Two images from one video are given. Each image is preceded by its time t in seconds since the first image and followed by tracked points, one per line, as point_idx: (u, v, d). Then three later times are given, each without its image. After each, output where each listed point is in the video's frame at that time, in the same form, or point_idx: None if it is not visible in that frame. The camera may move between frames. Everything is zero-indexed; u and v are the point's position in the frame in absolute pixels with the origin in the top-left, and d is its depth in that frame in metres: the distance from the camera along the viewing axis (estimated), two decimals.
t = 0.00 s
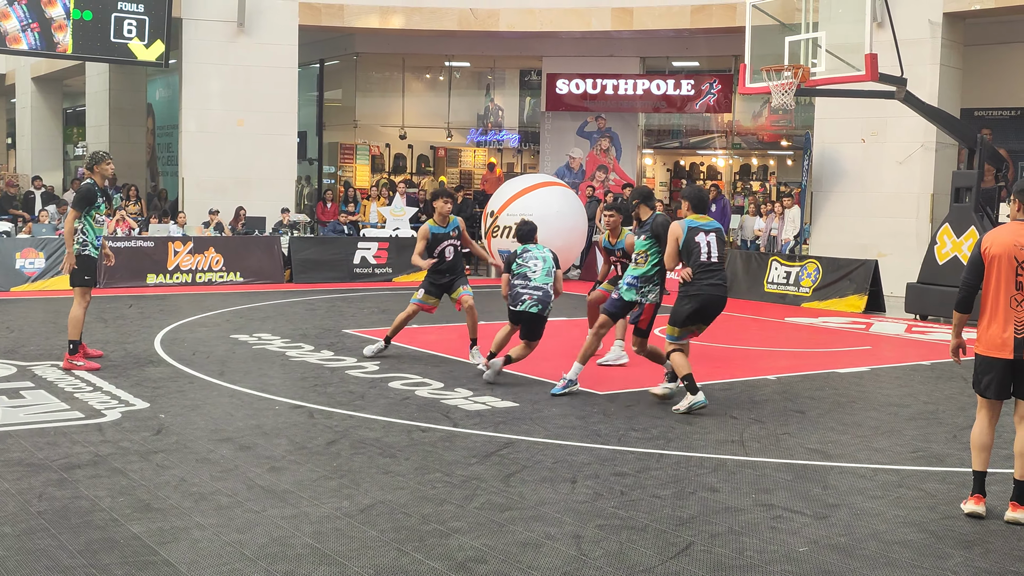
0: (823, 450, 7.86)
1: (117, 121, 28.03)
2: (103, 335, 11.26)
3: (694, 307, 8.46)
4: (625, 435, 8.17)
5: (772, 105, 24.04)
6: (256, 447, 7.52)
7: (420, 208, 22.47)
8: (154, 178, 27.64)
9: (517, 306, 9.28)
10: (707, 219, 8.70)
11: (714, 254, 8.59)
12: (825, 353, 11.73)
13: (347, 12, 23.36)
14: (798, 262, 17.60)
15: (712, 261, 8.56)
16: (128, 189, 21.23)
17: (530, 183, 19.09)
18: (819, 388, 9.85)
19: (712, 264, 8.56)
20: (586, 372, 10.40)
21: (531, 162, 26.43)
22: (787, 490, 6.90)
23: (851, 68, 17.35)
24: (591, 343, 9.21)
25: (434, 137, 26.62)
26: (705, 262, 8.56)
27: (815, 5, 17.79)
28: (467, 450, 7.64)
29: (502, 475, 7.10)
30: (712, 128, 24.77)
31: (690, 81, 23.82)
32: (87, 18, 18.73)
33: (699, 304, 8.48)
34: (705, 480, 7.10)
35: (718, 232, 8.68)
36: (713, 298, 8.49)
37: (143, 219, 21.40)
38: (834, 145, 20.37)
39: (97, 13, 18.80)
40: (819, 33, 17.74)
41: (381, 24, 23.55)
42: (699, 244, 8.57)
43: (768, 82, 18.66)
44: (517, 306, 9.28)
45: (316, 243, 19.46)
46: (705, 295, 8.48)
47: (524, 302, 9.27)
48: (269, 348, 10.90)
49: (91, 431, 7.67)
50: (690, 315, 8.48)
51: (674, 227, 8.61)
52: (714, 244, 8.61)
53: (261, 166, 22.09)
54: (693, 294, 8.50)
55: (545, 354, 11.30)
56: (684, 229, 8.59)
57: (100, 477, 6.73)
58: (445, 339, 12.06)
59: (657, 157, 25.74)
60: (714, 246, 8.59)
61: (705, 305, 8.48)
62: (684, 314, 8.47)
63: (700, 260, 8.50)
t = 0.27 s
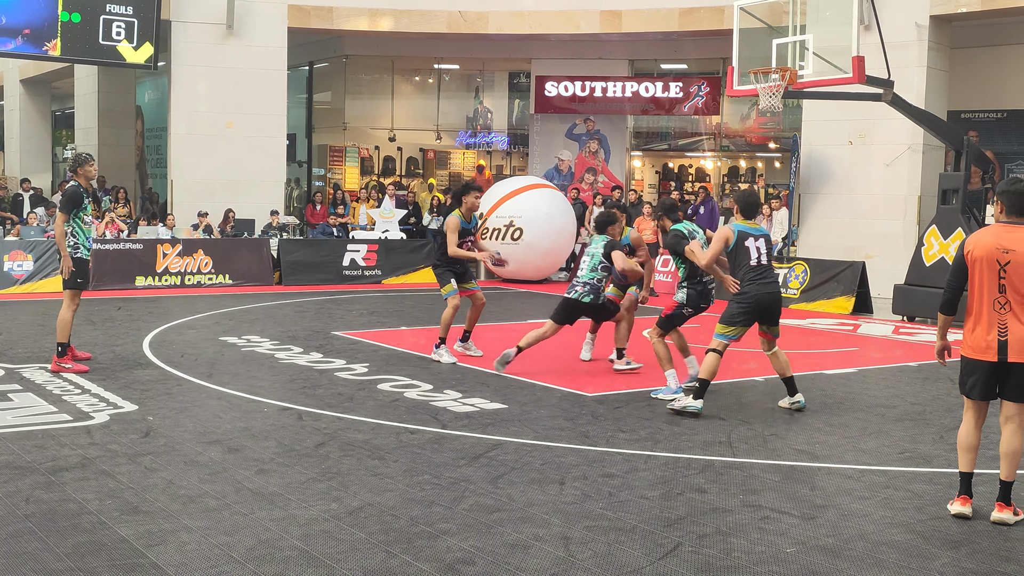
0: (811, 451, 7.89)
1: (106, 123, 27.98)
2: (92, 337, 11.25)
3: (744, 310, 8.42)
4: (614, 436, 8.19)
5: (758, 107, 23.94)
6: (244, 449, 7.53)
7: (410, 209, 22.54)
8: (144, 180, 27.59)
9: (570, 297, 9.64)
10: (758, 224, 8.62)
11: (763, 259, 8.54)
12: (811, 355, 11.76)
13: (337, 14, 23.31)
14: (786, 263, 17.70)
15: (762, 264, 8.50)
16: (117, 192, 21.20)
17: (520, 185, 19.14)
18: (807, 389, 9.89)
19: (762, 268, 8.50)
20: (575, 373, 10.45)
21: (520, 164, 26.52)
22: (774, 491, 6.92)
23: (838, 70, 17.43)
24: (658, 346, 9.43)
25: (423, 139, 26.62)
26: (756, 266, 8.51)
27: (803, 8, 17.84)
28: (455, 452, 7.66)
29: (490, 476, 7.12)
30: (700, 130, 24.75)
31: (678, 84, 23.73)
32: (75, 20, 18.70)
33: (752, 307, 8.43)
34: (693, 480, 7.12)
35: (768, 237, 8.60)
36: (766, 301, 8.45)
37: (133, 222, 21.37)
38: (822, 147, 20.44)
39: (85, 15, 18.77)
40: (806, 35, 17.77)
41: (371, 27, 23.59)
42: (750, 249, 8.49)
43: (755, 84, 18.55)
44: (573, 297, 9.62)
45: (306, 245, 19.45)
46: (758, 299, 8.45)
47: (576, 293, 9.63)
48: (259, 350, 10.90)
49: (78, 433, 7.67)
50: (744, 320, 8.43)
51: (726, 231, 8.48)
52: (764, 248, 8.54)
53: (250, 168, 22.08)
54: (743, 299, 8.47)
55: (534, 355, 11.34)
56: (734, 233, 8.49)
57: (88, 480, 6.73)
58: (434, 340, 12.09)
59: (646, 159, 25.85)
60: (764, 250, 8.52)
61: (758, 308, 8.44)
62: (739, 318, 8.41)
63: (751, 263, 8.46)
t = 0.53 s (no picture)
0: (803, 451, 7.89)
1: (97, 123, 27.91)
2: (83, 338, 11.20)
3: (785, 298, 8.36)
4: (607, 436, 8.18)
5: (751, 107, 23.99)
6: (236, 450, 7.50)
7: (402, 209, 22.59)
8: (135, 181, 27.51)
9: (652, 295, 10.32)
10: (797, 212, 8.58)
11: (801, 248, 8.45)
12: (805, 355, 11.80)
13: (328, 14, 23.32)
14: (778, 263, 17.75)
15: (801, 254, 8.43)
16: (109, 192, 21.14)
17: (513, 185, 19.16)
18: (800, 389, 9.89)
19: (802, 258, 8.44)
20: (567, 373, 10.44)
21: (513, 164, 26.46)
22: (767, 491, 6.92)
23: (830, 70, 17.46)
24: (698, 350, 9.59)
25: (416, 139, 26.59)
26: (795, 255, 8.45)
27: (795, 8, 17.86)
28: (447, 452, 7.64)
29: (482, 477, 7.10)
30: (693, 130, 24.67)
31: (671, 84, 24.37)
32: (65, 19, 18.65)
33: (792, 296, 8.37)
34: (686, 481, 7.11)
35: (808, 225, 8.52)
36: (806, 290, 8.36)
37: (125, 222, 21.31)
38: (814, 147, 20.46)
39: (76, 14, 18.72)
40: (799, 35, 17.74)
41: (363, 26, 23.55)
42: (787, 238, 8.47)
43: (747, 83, 18.60)
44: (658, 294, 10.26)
45: (298, 246, 19.41)
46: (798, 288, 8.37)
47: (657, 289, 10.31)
48: (250, 351, 10.86)
49: (69, 435, 7.64)
50: (786, 310, 8.38)
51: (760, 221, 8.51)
52: (802, 236, 8.48)
53: (242, 168, 22.03)
54: (783, 289, 8.39)
55: (525, 355, 11.33)
56: (771, 220, 8.50)
57: (78, 481, 6.70)
58: (425, 340, 12.08)
59: (639, 159, 25.81)
60: (801, 238, 8.46)
61: (798, 296, 8.36)
62: (781, 307, 8.38)
63: (789, 252, 8.40)
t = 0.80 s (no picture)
0: (797, 450, 7.90)
1: (90, 122, 27.84)
2: (76, 337, 11.17)
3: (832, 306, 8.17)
4: (601, 435, 8.19)
5: (746, 106, 23.99)
6: (230, 449, 7.49)
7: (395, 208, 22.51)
8: (128, 180, 27.46)
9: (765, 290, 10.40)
10: (830, 216, 8.32)
11: (839, 253, 8.28)
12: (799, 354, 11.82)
13: (322, 12, 23.31)
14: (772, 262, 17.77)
15: (840, 260, 8.27)
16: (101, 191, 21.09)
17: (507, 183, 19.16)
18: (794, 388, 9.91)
19: (840, 264, 8.25)
20: (561, 372, 10.43)
21: (507, 163, 26.45)
22: (761, 490, 6.92)
23: (824, 69, 17.40)
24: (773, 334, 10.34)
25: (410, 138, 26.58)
26: (836, 262, 8.26)
27: (789, 7, 17.91)
28: (441, 451, 7.64)
29: (476, 476, 7.10)
30: (687, 129, 24.80)
31: (665, 83, 24.29)
32: (58, 17, 18.62)
33: (838, 304, 8.18)
34: (681, 480, 7.12)
35: (843, 229, 8.31)
36: (851, 296, 8.18)
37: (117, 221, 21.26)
38: (808, 146, 20.50)
39: (69, 12, 18.68)
40: (792, 34, 17.80)
41: (357, 24, 23.53)
42: (824, 246, 8.26)
43: (742, 83, 18.52)
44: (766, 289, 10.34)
45: (291, 245, 19.39)
46: (842, 294, 8.18)
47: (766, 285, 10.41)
48: (244, 350, 10.85)
49: (62, 434, 7.62)
50: (834, 317, 8.19)
51: (798, 230, 8.25)
52: (839, 242, 8.28)
53: (236, 167, 21.99)
54: (828, 297, 8.18)
55: (520, 354, 11.32)
56: (807, 230, 8.24)
57: (71, 480, 6.68)
58: (419, 339, 12.08)
59: (633, 158, 25.83)
60: (839, 244, 8.27)
61: (844, 304, 8.18)
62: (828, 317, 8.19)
63: (829, 262, 8.24)
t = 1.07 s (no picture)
0: (789, 448, 7.91)
1: (82, 118, 27.78)
2: (67, 334, 11.14)
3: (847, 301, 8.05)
4: (593, 433, 8.19)
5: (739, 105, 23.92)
6: (221, 447, 7.49)
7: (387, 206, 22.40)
8: (120, 177, 27.40)
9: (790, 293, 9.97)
10: (855, 209, 8.19)
11: (859, 248, 8.16)
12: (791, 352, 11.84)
13: (315, 10, 23.41)
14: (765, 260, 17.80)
15: (859, 255, 8.15)
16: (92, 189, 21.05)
17: (499, 182, 19.14)
18: (786, 386, 9.92)
19: (860, 260, 8.13)
20: (553, 370, 10.43)
21: (500, 161, 26.35)
22: (753, 488, 6.93)
23: (818, 69, 17.44)
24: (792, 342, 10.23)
25: (403, 136, 26.56)
26: (855, 257, 8.15)
27: (782, 6, 17.95)
28: (434, 449, 7.63)
29: (468, 474, 7.10)
30: (680, 127, 24.74)
31: (659, 81, 24.51)
32: (51, 14, 18.59)
33: (854, 301, 8.08)
34: (673, 478, 7.12)
35: (867, 223, 8.18)
36: (867, 293, 8.08)
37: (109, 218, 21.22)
38: (801, 144, 20.51)
39: (60, 9, 18.63)
40: (785, 33, 17.81)
41: (350, 22, 23.65)
42: (846, 239, 8.14)
43: (735, 81, 18.51)
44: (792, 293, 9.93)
45: (284, 242, 19.38)
46: (858, 289, 8.09)
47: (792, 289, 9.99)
48: (236, 347, 10.83)
49: (53, 431, 7.60)
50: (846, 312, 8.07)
51: (823, 221, 8.09)
52: (862, 237, 8.16)
53: (229, 165, 21.96)
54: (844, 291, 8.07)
55: (511, 352, 11.33)
56: (831, 222, 8.09)
57: (62, 478, 6.67)
58: (412, 337, 12.09)
59: (625, 156, 25.76)
60: (860, 240, 8.16)
61: (858, 300, 8.07)
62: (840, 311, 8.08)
63: (847, 255, 8.11)
